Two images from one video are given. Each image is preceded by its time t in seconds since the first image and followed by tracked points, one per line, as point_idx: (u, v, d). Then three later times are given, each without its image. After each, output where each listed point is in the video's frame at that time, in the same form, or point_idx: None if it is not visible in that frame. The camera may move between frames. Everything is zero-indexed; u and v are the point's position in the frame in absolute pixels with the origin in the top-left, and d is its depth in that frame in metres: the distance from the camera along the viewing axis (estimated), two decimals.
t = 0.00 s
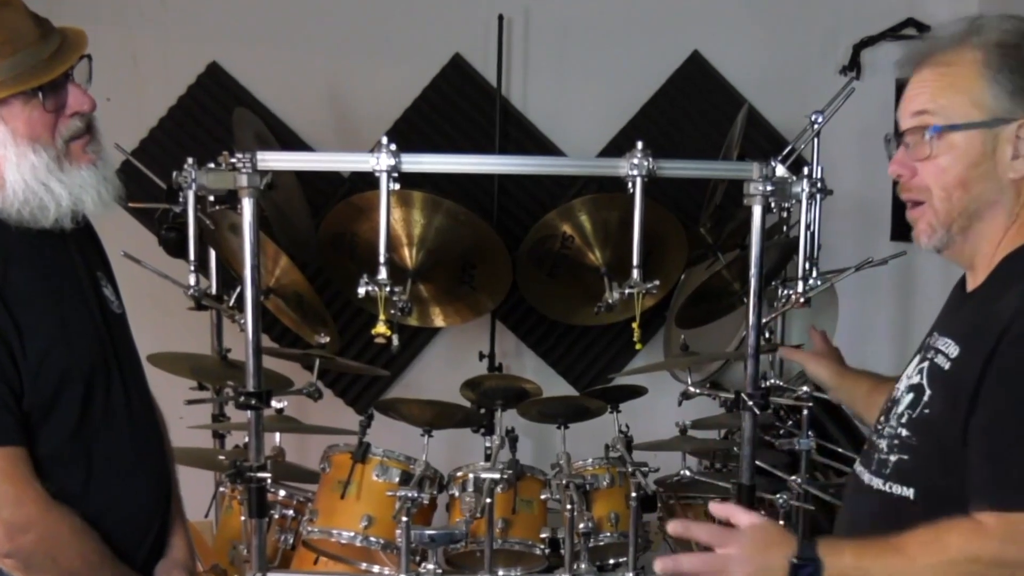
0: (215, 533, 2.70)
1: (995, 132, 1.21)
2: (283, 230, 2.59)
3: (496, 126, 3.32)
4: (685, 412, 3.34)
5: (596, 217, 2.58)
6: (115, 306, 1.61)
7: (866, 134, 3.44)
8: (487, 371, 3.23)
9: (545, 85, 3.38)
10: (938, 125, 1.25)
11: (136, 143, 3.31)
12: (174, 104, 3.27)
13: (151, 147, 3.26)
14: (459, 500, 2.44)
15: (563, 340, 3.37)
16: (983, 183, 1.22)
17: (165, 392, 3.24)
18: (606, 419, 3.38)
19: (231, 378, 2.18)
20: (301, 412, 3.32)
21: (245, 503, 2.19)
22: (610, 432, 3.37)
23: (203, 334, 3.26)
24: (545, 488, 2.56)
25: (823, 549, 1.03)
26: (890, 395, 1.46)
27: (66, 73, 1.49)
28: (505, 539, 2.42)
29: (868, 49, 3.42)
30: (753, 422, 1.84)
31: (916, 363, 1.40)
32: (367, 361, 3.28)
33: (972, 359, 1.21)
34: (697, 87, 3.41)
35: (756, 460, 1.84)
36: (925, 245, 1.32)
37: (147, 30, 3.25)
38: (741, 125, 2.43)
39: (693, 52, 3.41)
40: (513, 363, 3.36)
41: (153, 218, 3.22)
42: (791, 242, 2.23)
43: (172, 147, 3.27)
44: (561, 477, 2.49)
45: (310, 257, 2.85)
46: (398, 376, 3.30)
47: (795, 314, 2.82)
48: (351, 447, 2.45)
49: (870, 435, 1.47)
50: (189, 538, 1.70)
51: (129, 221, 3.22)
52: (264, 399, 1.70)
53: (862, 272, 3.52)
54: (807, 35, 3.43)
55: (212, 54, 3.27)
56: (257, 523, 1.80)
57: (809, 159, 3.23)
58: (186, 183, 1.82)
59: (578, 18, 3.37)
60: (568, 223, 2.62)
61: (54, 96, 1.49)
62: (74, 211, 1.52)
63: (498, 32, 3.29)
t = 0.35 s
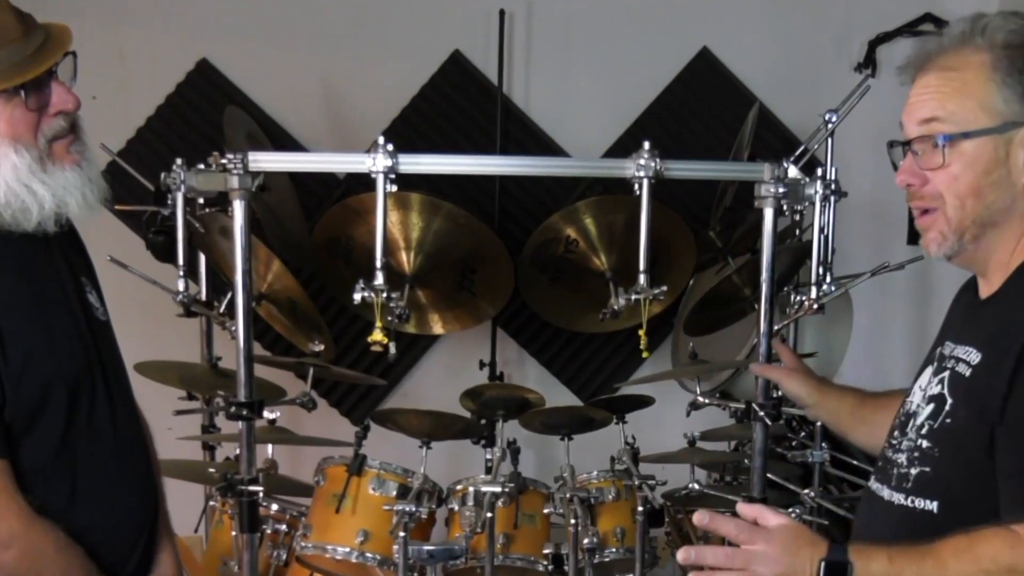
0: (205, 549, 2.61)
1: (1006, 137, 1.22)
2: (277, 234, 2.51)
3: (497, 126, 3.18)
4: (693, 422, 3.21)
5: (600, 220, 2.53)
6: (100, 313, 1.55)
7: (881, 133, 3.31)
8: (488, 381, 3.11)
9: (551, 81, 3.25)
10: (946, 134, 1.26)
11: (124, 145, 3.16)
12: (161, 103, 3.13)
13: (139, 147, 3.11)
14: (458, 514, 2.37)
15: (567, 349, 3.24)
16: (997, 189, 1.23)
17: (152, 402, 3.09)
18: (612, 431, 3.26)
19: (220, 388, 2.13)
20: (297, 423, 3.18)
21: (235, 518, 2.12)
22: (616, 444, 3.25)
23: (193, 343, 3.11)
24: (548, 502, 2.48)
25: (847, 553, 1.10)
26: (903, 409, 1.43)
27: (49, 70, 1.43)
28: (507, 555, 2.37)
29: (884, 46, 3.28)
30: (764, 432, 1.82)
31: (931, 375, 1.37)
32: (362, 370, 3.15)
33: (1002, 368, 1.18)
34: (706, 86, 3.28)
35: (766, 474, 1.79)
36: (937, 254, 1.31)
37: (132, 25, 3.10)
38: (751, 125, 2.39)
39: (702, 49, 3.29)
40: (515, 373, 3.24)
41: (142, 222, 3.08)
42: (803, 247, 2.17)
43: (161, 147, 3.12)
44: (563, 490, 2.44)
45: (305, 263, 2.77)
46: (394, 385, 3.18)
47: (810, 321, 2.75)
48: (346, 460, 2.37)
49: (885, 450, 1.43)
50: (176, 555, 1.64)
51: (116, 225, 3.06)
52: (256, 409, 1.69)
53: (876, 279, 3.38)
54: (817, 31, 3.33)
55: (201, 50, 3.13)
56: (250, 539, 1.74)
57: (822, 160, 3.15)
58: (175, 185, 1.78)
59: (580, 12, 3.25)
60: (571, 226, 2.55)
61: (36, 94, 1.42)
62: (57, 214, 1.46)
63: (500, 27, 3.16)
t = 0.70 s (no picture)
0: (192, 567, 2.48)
1: None
2: (269, 236, 2.44)
3: (498, 125, 3.10)
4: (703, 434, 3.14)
5: (606, 223, 2.44)
6: (83, 321, 1.49)
7: (900, 133, 3.19)
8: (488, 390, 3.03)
9: (553, 80, 3.16)
10: (964, 135, 1.19)
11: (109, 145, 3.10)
12: (148, 101, 3.06)
13: (124, 147, 3.05)
14: (457, 530, 2.33)
15: (571, 358, 3.17)
16: (1017, 192, 1.16)
17: (138, 412, 3.00)
18: (618, 442, 3.19)
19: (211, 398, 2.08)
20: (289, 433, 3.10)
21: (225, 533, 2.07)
22: (622, 456, 3.18)
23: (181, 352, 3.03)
24: (551, 517, 2.43)
25: (867, 565, 1.06)
26: (914, 418, 1.35)
27: (32, 68, 1.38)
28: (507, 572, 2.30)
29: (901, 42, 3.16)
30: (777, 444, 1.75)
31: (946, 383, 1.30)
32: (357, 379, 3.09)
33: None
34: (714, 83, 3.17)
35: (778, 488, 1.73)
36: (953, 259, 1.25)
37: (117, 22, 3.04)
38: (761, 125, 2.32)
39: (713, 45, 3.18)
40: (517, 383, 3.16)
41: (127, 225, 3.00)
42: (817, 251, 2.10)
43: (146, 146, 3.06)
44: (566, 505, 2.41)
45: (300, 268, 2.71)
46: (391, 398, 3.12)
47: (823, 328, 2.69)
48: (341, 473, 2.30)
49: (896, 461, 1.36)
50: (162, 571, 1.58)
51: (101, 228, 2.99)
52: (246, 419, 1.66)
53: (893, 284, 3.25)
54: (827, 27, 3.21)
55: (188, 47, 3.07)
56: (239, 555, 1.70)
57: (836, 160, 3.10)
58: (162, 187, 1.74)
59: (581, 9, 3.15)
60: (576, 229, 2.48)
61: (17, 93, 1.37)
62: (39, 217, 1.40)
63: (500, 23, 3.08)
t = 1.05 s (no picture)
0: None
1: None
2: (256, 236, 2.37)
3: (500, 125, 3.03)
4: (712, 447, 3.08)
5: (611, 227, 2.41)
6: (64, 328, 1.44)
7: (910, 134, 3.13)
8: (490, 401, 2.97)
9: (553, 78, 3.10)
10: (992, 132, 1.14)
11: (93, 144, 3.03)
12: (135, 100, 3.00)
13: (110, 148, 2.99)
14: (456, 546, 2.25)
15: (576, 368, 3.11)
16: None
17: (123, 426, 2.93)
18: (625, 454, 3.14)
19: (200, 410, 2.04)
20: (282, 446, 3.04)
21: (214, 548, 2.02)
22: (628, 470, 3.12)
23: (168, 360, 2.96)
24: (555, 533, 2.35)
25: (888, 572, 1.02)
26: (933, 428, 1.29)
27: (11, 63, 1.32)
28: None
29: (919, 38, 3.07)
30: (791, 458, 1.73)
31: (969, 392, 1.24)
32: (352, 391, 3.03)
33: None
34: (720, 83, 3.12)
35: (792, 501, 1.70)
36: (977, 263, 1.18)
37: (103, 19, 2.98)
38: (773, 125, 2.27)
39: (725, 40, 3.12)
40: (520, 393, 3.11)
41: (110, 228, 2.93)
42: (832, 256, 2.04)
43: (131, 145, 2.99)
44: (569, 522, 2.35)
45: (292, 272, 2.64)
46: (387, 409, 3.06)
47: (840, 335, 2.63)
48: (337, 488, 2.24)
49: (913, 472, 1.29)
50: None
51: (82, 231, 2.92)
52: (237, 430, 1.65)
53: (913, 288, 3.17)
54: (834, 25, 3.15)
55: (179, 44, 3.01)
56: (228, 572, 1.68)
57: (853, 161, 3.05)
58: (149, 188, 1.69)
59: (582, 6, 3.10)
60: (580, 233, 2.44)
61: None
62: (19, 219, 1.35)
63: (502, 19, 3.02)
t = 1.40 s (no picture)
0: None
1: None
2: (246, 242, 2.31)
3: (501, 124, 2.97)
4: (722, 461, 3.02)
5: (618, 232, 2.35)
6: (46, 336, 1.39)
7: (918, 136, 3.08)
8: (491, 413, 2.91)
9: (556, 77, 3.04)
10: None
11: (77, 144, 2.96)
12: (125, 101, 2.94)
13: (96, 150, 2.93)
14: (455, 564, 2.20)
15: (581, 377, 3.05)
16: None
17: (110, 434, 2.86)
18: (632, 467, 3.08)
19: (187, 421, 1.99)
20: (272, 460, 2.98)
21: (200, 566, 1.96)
22: (634, 485, 3.06)
23: (155, 368, 2.90)
24: (560, 551, 2.29)
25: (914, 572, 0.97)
26: (958, 438, 1.22)
27: None
28: None
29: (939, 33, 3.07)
30: (804, 472, 1.70)
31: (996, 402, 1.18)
32: (347, 401, 2.96)
33: None
34: (727, 81, 3.05)
35: (806, 516, 1.69)
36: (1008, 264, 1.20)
37: (93, 18, 2.93)
38: (787, 126, 2.22)
39: (736, 36, 3.06)
40: (522, 404, 3.05)
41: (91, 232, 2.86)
42: (847, 262, 1.99)
43: (115, 146, 2.93)
44: (574, 539, 2.29)
45: (282, 277, 2.57)
46: (383, 421, 3.00)
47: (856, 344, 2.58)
48: (330, 504, 2.18)
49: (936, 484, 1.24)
50: None
51: (65, 234, 2.85)
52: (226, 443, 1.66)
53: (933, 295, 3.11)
54: (843, 23, 3.09)
55: (172, 43, 2.95)
56: None
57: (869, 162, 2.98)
58: (134, 190, 1.67)
59: (585, 2, 3.04)
60: (585, 237, 2.38)
61: None
62: None
63: (504, 17, 2.97)
